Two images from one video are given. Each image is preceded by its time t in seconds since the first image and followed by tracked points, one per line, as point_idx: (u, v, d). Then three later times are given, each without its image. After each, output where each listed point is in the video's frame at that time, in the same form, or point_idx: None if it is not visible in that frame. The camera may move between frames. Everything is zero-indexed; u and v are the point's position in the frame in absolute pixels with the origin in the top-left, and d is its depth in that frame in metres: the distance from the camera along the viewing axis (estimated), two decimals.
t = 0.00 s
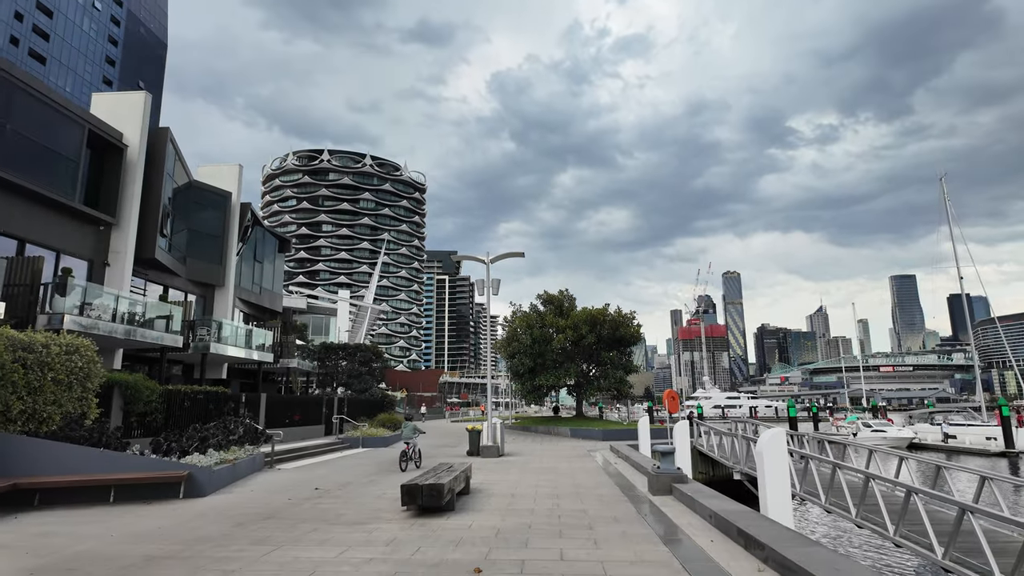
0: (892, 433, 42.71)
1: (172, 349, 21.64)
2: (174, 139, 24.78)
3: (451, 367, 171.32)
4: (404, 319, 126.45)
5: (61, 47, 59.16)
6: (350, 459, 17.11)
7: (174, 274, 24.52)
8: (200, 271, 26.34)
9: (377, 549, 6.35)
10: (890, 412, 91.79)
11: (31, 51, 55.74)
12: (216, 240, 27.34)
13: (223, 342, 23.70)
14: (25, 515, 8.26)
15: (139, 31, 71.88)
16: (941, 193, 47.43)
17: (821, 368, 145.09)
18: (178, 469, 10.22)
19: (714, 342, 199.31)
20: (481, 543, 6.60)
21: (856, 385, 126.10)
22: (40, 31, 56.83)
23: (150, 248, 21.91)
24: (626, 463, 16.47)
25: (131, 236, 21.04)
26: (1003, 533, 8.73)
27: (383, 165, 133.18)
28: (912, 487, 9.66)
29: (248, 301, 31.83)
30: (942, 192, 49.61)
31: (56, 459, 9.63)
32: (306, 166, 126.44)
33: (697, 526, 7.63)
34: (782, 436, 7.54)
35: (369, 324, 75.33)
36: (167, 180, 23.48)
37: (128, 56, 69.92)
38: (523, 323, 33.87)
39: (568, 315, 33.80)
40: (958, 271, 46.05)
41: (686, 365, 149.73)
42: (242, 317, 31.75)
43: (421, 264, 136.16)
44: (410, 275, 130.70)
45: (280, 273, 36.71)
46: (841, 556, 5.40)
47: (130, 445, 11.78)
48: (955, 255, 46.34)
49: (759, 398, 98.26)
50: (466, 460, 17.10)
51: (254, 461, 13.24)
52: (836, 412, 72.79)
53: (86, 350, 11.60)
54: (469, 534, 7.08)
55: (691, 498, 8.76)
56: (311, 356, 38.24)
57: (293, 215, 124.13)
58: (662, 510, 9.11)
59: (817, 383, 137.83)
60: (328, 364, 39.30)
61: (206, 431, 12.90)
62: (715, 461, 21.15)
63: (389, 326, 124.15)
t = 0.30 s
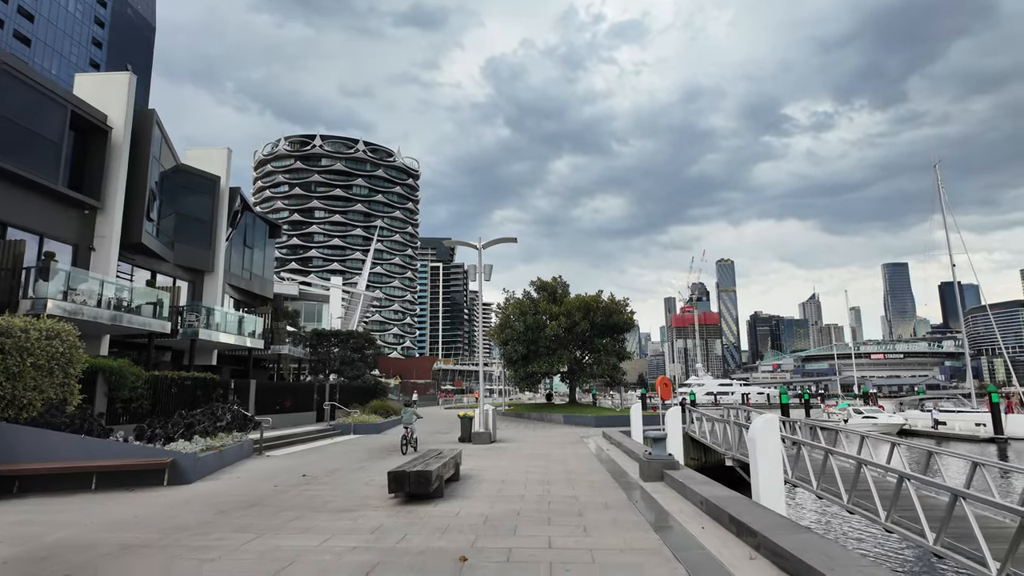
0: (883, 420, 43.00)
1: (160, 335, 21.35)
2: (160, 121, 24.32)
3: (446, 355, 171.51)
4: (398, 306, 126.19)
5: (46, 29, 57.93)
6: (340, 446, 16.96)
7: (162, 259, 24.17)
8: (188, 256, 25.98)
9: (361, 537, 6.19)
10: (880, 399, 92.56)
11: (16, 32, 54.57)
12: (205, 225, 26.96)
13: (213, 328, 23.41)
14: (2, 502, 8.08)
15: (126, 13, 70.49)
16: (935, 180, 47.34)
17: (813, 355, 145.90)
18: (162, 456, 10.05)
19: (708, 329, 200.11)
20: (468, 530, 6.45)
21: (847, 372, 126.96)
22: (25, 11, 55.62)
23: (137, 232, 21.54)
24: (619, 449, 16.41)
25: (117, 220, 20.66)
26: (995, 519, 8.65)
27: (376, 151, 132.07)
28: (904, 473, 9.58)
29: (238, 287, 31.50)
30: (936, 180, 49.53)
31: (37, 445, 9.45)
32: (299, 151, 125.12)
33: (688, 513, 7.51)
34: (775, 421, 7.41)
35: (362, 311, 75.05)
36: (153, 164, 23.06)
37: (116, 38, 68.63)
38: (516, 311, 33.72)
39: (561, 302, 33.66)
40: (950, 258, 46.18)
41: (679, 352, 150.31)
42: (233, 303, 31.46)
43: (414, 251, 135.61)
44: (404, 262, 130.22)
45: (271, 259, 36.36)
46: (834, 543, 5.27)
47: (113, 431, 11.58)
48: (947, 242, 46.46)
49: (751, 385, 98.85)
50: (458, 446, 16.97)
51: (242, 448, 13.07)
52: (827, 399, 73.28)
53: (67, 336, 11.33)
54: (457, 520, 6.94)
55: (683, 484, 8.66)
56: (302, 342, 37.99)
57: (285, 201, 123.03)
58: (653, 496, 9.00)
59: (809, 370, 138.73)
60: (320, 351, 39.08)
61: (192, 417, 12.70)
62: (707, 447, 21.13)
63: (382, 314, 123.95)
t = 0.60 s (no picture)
0: (881, 410, 43.07)
1: (155, 325, 21.16)
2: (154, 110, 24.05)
3: (444, 345, 171.61)
4: (397, 297, 126.04)
5: (39, 15, 57.22)
6: (336, 437, 16.84)
7: (156, 249, 23.95)
8: (184, 246, 25.78)
9: (353, 532, 6.06)
10: (878, 389, 92.84)
11: (9, 20, 53.90)
12: (200, 214, 26.73)
13: (208, 318, 23.21)
14: None
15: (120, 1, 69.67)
16: (935, 170, 47.11)
17: (812, 346, 146.04)
18: (153, 447, 9.90)
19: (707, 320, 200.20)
20: (462, 525, 6.32)
21: (846, 363, 127.18)
22: None
23: (130, 222, 21.32)
24: (617, 441, 16.32)
25: (110, 209, 20.43)
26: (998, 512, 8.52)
27: (374, 140, 131.44)
28: (905, 466, 9.44)
29: (235, 278, 31.30)
30: (936, 171, 49.28)
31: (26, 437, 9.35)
32: (296, 141, 124.43)
33: (686, 506, 7.39)
34: (775, 413, 7.28)
35: (360, 302, 74.87)
36: (147, 153, 22.79)
37: (110, 26, 67.91)
38: (515, 301, 33.57)
39: (559, 292, 33.51)
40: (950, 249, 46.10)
41: (677, 343, 150.50)
42: (229, 294, 31.27)
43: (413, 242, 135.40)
44: (402, 253, 129.91)
45: (268, 249, 36.12)
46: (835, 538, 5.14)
47: (105, 423, 11.44)
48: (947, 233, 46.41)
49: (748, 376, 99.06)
50: (454, 437, 16.85)
51: (236, 440, 12.96)
52: (825, 390, 73.41)
53: (57, 327, 11.14)
54: (451, 514, 6.80)
55: (681, 476, 8.55)
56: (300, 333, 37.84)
57: (282, 191, 122.46)
58: (652, 489, 8.87)
59: (807, 361, 139.03)
60: (317, 342, 38.94)
61: (186, 409, 12.56)
62: (705, 438, 21.08)
63: (381, 304, 123.87)
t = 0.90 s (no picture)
0: (880, 401, 43.09)
1: (151, 315, 21.01)
2: (149, 97, 23.75)
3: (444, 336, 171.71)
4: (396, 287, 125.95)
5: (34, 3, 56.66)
6: (334, 427, 16.73)
7: (153, 238, 23.75)
8: (180, 235, 25.57)
9: (348, 524, 5.92)
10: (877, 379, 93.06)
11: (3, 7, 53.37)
12: (197, 203, 26.50)
13: (205, 308, 23.06)
14: None
15: None
16: (937, 160, 46.79)
17: (811, 336, 146.15)
18: (148, 437, 9.78)
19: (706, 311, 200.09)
20: (460, 517, 6.19)
21: (845, 354, 127.28)
22: None
23: (126, 210, 21.10)
24: (616, 430, 16.23)
25: (106, 198, 20.21)
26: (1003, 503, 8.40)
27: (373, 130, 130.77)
28: (908, 456, 9.32)
29: (232, 267, 31.11)
30: (938, 160, 49.02)
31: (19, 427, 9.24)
32: (295, 130, 123.77)
33: (688, 497, 7.26)
34: (779, 402, 7.14)
35: (359, 292, 74.76)
36: (142, 141, 22.53)
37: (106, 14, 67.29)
38: (514, 292, 33.39)
39: (559, 282, 33.34)
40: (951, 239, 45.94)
41: (677, 333, 150.54)
42: (227, 284, 31.10)
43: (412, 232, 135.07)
44: (402, 243, 129.60)
45: (265, 238, 35.91)
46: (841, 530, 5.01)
47: (99, 413, 11.31)
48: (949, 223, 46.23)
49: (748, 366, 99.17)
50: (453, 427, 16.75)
51: (233, 429, 12.85)
52: (824, 380, 73.48)
53: (49, 316, 10.96)
54: (448, 506, 6.68)
55: (682, 466, 8.44)
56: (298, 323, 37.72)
57: (281, 181, 121.93)
58: (652, 479, 8.76)
59: (807, 351, 139.16)
60: (316, 332, 38.83)
61: (181, 398, 12.43)
62: (705, 428, 21.02)
63: (381, 295, 123.82)
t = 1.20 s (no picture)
0: (876, 393, 43.16)
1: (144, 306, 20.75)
2: (141, 86, 23.39)
3: (441, 328, 171.62)
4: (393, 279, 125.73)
5: None
6: (330, 420, 16.54)
7: (146, 229, 23.45)
8: (173, 226, 25.27)
9: (340, 521, 5.75)
10: (873, 372, 93.38)
11: None
12: (190, 194, 26.19)
13: (199, 300, 22.78)
14: None
15: None
16: (936, 152, 46.61)
17: (807, 329, 146.44)
18: (138, 430, 9.58)
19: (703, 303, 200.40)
20: (455, 513, 6.03)
21: (842, 346, 127.55)
22: None
23: (117, 200, 20.80)
24: (614, 423, 16.10)
25: (97, 188, 19.90)
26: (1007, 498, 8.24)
27: (369, 121, 129.95)
28: (910, 450, 9.17)
29: (227, 259, 30.81)
30: (938, 153, 48.85)
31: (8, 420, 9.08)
32: (290, 121, 122.91)
33: (688, 492, 7.11)
34: (782, 395, 6.99)
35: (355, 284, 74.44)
36: (134, 130, 22.19)
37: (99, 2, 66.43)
38: (511, 284, 33.19)
39: (556, 275, 33.14)
40: (949, 232, 45.90)
41: (674, 326, 150.77)
42: (222, 275, 30.83)
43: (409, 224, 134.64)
44: (398, 235, 129.30)
45: (260, 230, 35.59)
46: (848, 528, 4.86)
47: (88, 406, 11.11)
48: (947, 216, 46.14)
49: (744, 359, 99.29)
50: (449, 420, 16.60)
51: (226, 423, 12.65)
52: (820, 373, 73.67)
53: (36, 308, 10.72)
54: (443, 502, 6.52)
55: (682, 461, 8.29)
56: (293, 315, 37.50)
57: (276, 172, 121.16)
58: (652, 473, 8.62)
59: (803, 344, 139.46)
60: (312, 324, 38.60)
61: (172, 391, 12.24)
62: (702, 420, 20.92)
63: (377, 287, 123.64)
